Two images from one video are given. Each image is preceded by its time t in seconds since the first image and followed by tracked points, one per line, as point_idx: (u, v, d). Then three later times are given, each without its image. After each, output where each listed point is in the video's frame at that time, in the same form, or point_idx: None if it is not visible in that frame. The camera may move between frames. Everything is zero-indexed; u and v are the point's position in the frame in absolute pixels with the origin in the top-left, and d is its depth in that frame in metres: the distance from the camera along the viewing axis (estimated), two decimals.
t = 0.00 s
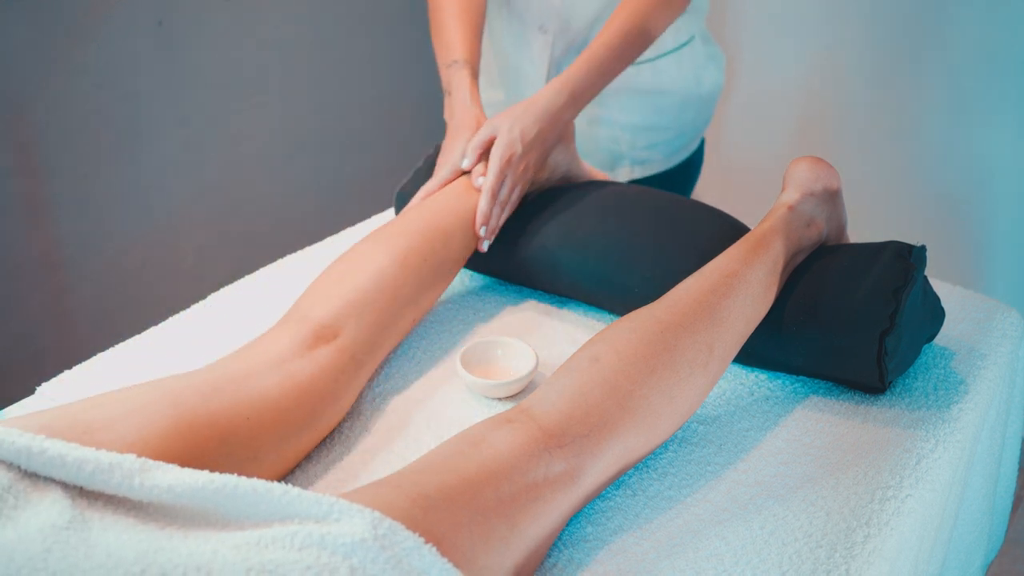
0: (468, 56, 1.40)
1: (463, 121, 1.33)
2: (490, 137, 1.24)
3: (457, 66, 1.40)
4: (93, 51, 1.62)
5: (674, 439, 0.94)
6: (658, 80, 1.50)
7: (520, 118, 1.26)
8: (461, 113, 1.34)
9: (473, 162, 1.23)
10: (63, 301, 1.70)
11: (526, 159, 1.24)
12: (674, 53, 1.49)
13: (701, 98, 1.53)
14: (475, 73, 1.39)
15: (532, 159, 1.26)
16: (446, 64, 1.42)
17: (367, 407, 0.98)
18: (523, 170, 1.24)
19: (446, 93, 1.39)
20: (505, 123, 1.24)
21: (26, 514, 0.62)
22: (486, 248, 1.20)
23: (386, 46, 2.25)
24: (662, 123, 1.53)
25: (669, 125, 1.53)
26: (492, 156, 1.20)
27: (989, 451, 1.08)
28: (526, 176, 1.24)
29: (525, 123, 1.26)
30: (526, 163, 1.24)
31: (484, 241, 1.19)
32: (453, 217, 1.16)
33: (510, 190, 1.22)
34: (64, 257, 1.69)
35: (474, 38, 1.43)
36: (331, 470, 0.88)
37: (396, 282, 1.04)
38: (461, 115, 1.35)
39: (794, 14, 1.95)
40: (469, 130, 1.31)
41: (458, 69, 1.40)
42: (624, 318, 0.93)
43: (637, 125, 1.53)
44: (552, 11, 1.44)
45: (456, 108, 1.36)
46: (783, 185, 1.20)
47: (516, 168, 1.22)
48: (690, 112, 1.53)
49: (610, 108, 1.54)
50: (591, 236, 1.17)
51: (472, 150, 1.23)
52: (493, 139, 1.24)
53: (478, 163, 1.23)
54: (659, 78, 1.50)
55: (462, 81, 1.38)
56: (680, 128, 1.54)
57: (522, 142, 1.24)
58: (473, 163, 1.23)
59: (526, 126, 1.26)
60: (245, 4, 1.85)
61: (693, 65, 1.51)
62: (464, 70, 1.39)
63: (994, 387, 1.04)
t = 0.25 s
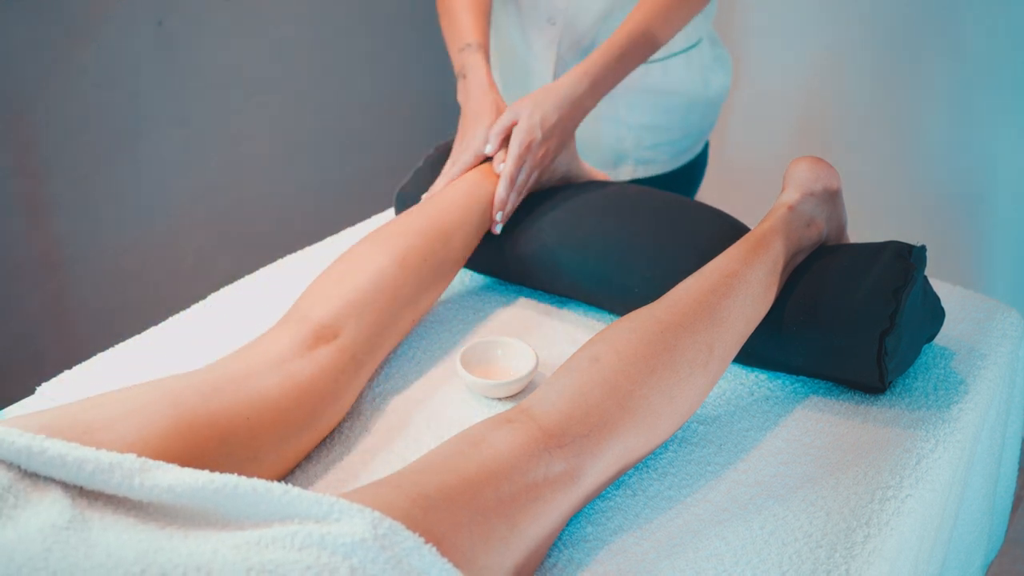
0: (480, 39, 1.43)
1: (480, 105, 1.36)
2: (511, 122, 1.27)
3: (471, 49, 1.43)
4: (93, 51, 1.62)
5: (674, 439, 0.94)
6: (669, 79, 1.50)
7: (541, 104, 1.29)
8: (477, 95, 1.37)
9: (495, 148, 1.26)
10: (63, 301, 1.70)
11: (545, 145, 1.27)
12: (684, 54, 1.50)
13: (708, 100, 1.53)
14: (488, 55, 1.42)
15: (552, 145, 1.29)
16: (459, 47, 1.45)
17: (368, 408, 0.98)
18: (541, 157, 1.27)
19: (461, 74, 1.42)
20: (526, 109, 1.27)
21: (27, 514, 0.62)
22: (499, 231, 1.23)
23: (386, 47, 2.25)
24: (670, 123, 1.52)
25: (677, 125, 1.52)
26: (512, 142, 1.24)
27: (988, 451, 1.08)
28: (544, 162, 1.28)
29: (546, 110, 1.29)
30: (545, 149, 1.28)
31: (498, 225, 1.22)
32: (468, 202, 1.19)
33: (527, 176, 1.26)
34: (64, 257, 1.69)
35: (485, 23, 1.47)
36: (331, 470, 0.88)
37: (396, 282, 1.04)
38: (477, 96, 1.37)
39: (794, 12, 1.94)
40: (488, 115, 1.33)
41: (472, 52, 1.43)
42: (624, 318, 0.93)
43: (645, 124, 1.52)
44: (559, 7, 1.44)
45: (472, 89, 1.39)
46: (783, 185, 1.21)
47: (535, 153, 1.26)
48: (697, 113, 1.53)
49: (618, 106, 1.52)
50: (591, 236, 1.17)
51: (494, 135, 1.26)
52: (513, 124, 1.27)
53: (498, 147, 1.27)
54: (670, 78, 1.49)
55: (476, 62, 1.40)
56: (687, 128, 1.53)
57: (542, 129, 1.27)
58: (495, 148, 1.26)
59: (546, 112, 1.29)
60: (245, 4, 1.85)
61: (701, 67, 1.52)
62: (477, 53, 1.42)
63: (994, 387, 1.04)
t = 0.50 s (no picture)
0: (484, 25, 1.45)
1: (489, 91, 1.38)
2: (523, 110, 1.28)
3: (476, 36, 1.44)
4: (93, 51, 1.62)
5: (674, 439, 0.94)
6: (675, 78, 1.49)
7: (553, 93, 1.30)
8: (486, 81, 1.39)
9: (507, 137, 1.28)
10: (63, 301, 1.70)
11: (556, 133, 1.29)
12: (691, 55, 1.49)
13: (713, 102, 1.53)
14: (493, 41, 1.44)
15: (563, 134, 1.30)
16: (464, 32, 1.46)
17: (368, 407, 0.98)
18: (552, 146, 1.28)
19: (468, 60, 1.44)
20: (538, 97, 1.29)
21: (26, 514, 0.62)
22: (507, 218, 1.24)
23: (385, 47, 2.25)
24: (675, 124, 1.52)
25: (681, 126, 1.52)
26: (523, 130, 1.25)
27: (988, 451, 1.08)
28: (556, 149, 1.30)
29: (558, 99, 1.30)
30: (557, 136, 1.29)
31: (507, 211, 1.24)
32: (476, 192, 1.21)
33: (537, 164, 1.27)
34: (64, 257, 1.68)
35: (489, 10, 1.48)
36: (331, 470, 0.88)
37: (396, 282, 1.04)
38: (487, 83, 1.39)
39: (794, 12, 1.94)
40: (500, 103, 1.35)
41: (477, 37, 1.44)
42: (624, 318, 0.93)
43: (650, 124, 1.51)
44: None
45: (480, 75, 1.40)
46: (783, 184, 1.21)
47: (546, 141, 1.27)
48: (701, 114, 1.53)
49: (623, 104, 1.52)
50: (591, 236, 1.17)
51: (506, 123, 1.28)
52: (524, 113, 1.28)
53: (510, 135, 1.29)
54: (677, 78, 1.49)
55: (483, 49, 1.42)
56: (690, 129, 1.53)
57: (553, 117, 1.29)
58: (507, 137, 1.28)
59: (558, 100, 1.30)
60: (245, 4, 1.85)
61: (706, 69, 1.52)
62: (482, 39, 1.44)
63: (994, 387, 1.04)
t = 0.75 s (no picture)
0: (485, 14, 1.45)
1: (495, 80, 1.38)
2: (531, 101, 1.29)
3: (478, 24, 1.44)
4: (93, 51, 1.61)
5: (674, 439, 0.94)
6: (679, 79, 1.49)
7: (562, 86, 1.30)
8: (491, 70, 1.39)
9: (514, 127, 1.29)
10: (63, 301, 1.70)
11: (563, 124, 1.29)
12: (696, 56, 1.49)
13: (715, 104, 1.53)
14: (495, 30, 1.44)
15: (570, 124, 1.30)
16: (467, 21, 1.46)
17: (368, 407, 0.98)
18: (560, 137, 1.29)
19: (471, 50, 1.44)
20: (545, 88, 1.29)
21: (26, 513, 0.62)
22: (513, 208, 1.25)
23: (385, 46, 2.25)
24: (676, 125, 1.51)
25: (683, 127, 1.52)
26: (530, 121, 1.26)
27: (988, 451, 1.08)
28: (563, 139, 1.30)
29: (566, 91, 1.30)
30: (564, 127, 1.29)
31: (512, 201, 1.25)
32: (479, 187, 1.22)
33: (544, 155, 1.28)
34: (64, 257, 1.68)
35: None
36: (331, 471, 0.88)
37: (395, 282, 1.04)
38: (491, 72, 1.39)
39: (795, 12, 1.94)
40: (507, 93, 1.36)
41: (479, 27, 1.44)
42: (624, 318, 0.93)
43: (652, 124, 1.51)
44: None
45: (484, 63, 1.40)
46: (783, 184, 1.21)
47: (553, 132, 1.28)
48: (704, 116, 1.53)
49: (626, 104, 1.51)
50: (591, 236, 1.17)
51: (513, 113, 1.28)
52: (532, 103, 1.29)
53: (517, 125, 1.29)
54: (681, 79, 1.49)
55: (487, 39, 1.42)
56: (692, 131, 1.53)
57: (560, 108, 1.29)
58: (514, 127, 1.29)
59: (566, 91, 1.30)
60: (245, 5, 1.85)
61: (710, 71, 1.52)
62: (484, 28, 1.44)
63: (994, 387, 1.04)
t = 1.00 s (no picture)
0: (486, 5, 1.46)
1: (498, 70, 1.38)
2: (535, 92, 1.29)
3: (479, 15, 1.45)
4: (93, 52, 1.61)
5: (674, 439, 0.94)
6: (681, 79, 1.49)
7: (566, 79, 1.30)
8: (493, 61, 1.39)
9: (519, 118, 1.30)
10: (63, 301, 1.70)
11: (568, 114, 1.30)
12: (698, 56, 1.48)
13: (717, 105, 1.53)
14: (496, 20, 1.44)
15: (575, 113, 1.31)
16: (467, 13, 1.47)
17: (368, 407, 0.98)
18: (564, 127, 1.29)
19: (472, 41, 1.44)
20: (549, 80, 1.30)
21: (26, 513, 0.62)
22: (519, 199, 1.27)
23: (385, 47, 2.25)
24: (677, 125, 1.51)
25: (683, 128, 1.52)
26: (535, 113, 1.27)
27: (988, 451, 1.08)
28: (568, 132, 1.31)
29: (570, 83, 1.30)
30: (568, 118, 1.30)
31: (518, 192, 1.26)
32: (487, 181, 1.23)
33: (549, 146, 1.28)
34: (64, 257, 1.68)
35: None
36: (331, 470, 0.88)
37: (395, 282, 1.04)
38: (493, 62, 1.39)
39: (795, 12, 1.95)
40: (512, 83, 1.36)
41: (480, 18, 1.45)
42: (624, 318, 0.93)
43: (653, 124, 1.51)
44: None
45: (486, 54, 1.41)
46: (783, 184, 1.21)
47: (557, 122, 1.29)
48: (705, 117, 1.53)
49: (627, 103, 1.51)
50: (591, 236, 1.17)
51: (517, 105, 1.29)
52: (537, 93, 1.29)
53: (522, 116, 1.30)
54: (683, 79, 1.49)
55: (488, 31, 1.42)
56: (693, 131, 1.53)
57: (564, 98, 1.29)
58: (519, 117, 1.30)
59: (571, 81, 1.30)
60: (245, 5, 1.86)
61: (712, 71, 1.51)
62: (486, 19, 1.44)
63: (994, 387, 1.04)
